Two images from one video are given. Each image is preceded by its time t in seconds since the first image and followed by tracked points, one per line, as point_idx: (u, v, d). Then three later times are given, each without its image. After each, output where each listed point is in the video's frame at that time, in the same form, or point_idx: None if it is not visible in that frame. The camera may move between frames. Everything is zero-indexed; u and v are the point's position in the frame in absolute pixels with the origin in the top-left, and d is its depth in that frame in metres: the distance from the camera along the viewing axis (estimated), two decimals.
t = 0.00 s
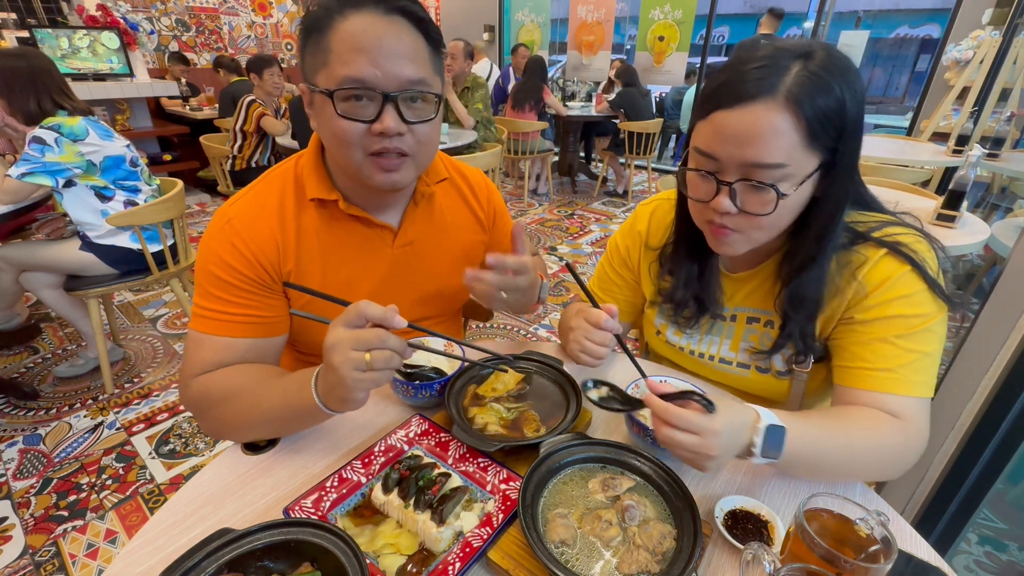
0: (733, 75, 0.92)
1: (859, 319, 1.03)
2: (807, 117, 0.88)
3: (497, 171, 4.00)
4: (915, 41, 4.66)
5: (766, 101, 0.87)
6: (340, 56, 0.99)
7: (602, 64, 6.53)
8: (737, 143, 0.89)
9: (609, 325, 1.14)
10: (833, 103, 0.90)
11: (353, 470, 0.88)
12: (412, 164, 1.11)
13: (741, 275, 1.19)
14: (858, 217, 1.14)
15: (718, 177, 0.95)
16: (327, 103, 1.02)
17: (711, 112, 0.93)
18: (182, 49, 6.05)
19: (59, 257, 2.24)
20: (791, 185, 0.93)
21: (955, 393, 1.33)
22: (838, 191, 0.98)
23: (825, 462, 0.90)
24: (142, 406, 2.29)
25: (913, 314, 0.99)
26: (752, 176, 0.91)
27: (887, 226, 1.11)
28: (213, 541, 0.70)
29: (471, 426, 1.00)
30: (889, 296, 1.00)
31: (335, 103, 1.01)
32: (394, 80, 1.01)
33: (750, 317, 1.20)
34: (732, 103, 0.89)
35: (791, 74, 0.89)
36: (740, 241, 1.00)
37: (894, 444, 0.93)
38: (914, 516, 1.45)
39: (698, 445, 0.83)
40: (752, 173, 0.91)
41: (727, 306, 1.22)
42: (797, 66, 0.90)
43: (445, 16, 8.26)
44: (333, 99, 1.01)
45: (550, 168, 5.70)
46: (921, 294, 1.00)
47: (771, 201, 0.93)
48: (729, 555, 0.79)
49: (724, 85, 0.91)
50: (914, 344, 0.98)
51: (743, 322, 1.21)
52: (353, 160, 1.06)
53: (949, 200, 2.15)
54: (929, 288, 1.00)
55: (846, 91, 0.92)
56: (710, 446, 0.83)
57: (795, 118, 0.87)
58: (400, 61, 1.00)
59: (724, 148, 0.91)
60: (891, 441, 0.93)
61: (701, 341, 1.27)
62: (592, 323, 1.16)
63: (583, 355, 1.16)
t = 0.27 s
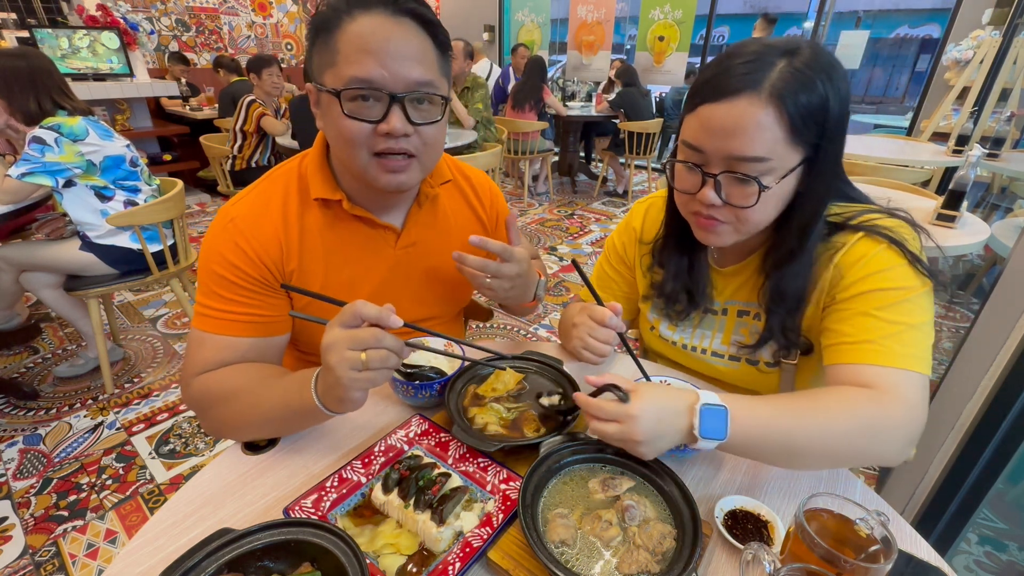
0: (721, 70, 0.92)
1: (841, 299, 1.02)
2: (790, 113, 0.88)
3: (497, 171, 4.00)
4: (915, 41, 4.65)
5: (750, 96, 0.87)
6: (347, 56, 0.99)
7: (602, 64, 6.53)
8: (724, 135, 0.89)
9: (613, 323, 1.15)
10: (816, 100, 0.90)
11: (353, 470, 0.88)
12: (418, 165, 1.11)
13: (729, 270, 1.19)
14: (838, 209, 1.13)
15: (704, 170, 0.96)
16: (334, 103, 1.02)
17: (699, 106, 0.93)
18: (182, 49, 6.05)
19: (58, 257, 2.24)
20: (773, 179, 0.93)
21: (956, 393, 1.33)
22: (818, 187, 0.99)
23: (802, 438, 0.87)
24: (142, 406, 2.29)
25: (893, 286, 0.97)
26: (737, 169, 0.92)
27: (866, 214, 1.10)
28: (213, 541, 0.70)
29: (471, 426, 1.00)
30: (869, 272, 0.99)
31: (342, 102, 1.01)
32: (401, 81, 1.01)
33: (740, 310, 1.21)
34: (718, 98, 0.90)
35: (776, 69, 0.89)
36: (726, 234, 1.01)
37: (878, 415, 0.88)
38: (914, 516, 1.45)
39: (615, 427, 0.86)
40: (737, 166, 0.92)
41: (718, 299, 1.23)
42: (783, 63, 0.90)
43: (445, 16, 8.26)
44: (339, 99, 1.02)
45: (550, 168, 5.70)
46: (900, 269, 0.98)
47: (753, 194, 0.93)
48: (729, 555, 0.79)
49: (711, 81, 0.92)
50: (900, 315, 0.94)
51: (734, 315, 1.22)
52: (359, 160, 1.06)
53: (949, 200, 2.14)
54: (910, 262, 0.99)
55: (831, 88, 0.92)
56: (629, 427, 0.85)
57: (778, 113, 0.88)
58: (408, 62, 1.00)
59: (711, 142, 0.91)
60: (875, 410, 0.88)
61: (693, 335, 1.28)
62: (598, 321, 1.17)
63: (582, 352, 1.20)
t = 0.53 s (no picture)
0: (712, 68, 0.92)
1: (829, 292, 1.02)
2: (779, 111, 0.88)
3: (497, 171, 4.00)
4: (915, 41, 4.65)
5: (741, 95, 0.87)
6: (347, 57, 0.99)
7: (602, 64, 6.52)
8: (714, 134, 0.90)
9: (613, 324, 1.15)
10: (804, 100, 0.90)
11: (353, 470, 0.88)
12: (418, 165, 1.11)
13: (722, 267, 1.19)
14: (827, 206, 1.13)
15: (695, 169, 0.96)
16: (333, 104, 1.02)
17: (690, 105, 0.93)
18: (182, 49, 6.05)
19: (58, 257, 2.24)
20: (763, 177, 0.93)
21: (956, 393, 1.33)
22: (808, 185, 0.98)
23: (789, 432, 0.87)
24: (142, 406, 2.29)
25: (882, 278, 0.97)
26: (727, 168, 0.92)
27: (854, 209, 1.10)
28: (213, 541, 0.70)
29: (471, 426, 1.00)
30: (856, 265, 0.99)
31: (341, 103, 1.01)
32: (401, 82, 1.01)
33: (733, 307, 1.21)
34: (708, 96, 0.90)
35: (765, 69, 0.89)
36: (717, 233, 1.01)
37: (866, 404, 0.88)
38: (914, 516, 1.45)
39: (600, 430, 0.85)
40: (728, 165, 0.92)
41: (711, 297, 1.23)
42: (772, 62, 0.90)
43: (445, 17, 8.26)
44: (339, 100, 1.01)
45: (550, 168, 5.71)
46: (888, 261, 0.98)
47: (744, 192, 0.93)
48: (729, 555, 0.79)
49: (702, 80, 0.92)
50: (887, 307, 0.94)
51: (728, 312, 1.22)
52: (359, 161, 1.06)
53: (949, 200, 2.14)
54: (897, 254, 0.99)
55: (820, 87, 0.92)
56: (612, 428, 0.85)
57: (768, 112, 0.88)
58: (407, 63, 0.99)
59: (702, 141, 0.91)
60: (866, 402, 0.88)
61: (688, 332, 1.28)
62: (598, 322, 1.17)
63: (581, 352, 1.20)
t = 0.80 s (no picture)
0: (709, 70, 0.92)
1: (826, 292, 1.02)
2: (777, 114, 0.88)
3: (497, 171, 4.00)
4: (915, 41, 4.65)
5: (739, 97, 0.87)
6: (344, 57, 0.98)
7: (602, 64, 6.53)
8: (712, 137, 0.90)
9: (617, 312, 1.18)
10: (802, 101, 0.90)
11: (353, 470, 0.88)
12: (416, 165, 1.11)
13: (719, 268, 1.20)
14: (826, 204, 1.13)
15: (693, 171, 0.96)
16: (331, 104, 1.02)
17: (688, 107, 0.93)
18: (182, 49, 6.05)
19: (58, 257, 2.24)
20: (761, 179, 0.93)
21: (956, 393, 1.33)
22: (807, 186, 0.99)
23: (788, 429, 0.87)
24: (142, 406, 2.29)
25: (877, 276, 0.97)
26: (726, 170, 0.92)
27: (851, 208, 1.10)
28: (213, 541, 0.70)
29: (471, 425, 1.00)
30: (852, 264, 1.00)
31: (339, 104, 1.01)
32: (399, 82, 1.01)
33: (732, 307, 1.21)
34: (706, 98, 0.90)
35: (763, 71, 0.89)
36: (715, 234, 1.01)
37: (864, 403, 0.88)
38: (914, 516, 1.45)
39: (597, 428, 0.86)
40: (726, 167, 0.92)
41: (709, 298, 1.24)
42: (769, 64, 0.90)
43: (445, 17, 8.27)
44: (336, 100, 1.01)
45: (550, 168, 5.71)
46: (885, 260, 0.98)
47: (742, 195, 0.93)
48: (729, 555, 0.79)
49: (699, 82, 0.92)
50: (884, 306, 0.94)
51: (726, 313, 1.22)
52: (357, 160, 1.06)
53: (949, 200, 2.14)
54: (893, 252, 0.98)
55: (819, 90, 0.92)
56: (609, 428, 0.85)
57: (766, 115, 0.88)
58: (404, 63, 1.00)
59: (699, 142, 0.92)
60: (863, 400, 0.88)
61: (686, 332, 1.28)
62: (602, 310, 1.20)
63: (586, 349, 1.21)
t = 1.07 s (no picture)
0: (711, 74, 0.92)
1: (827, 292, 1.02)
2: (778, 119, 0.88)
3: (497, 171, 4.00)
4: (915, 41, 4.65)
5: (740, 102, 0.87)
6: (347, 57, 0.99)
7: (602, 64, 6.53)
8: (711, 142, 0.90)
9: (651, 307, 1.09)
10: (804, 106, 0.90)
11: (353, 470, 0.88)
12: (418, 165, 1.11)
13: (719, 269, 1.19)
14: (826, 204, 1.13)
15: (693, 175, 0.96)
16: (333, 105, 1.02)
17: (688, 110, 0.93)
18: (182, 49, 6.05)
19: (58, 257, 2.24)
20: (761, 185, 0.93)
21: (956, 393, 1.33)
22: (809, 190, 0.98)
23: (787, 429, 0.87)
24: (142, 406, 2.29)
25: (878, 276, 0.97)
26: (726, 175, 0.92)
27: (852, 208, 1.10)
28: (213, 541, 0.70)
29: (471, 426, 1.00)
30: (853, 265, 0.99)
31: (342, 104, 1.01)
32: (401, 82, 1.01)
33: (731, 308, 1.22)
34: (707, 102, 0.90)
35: (765, 75, 0.89)
36: (714, 237, 1.01)
37: (864, 403, 0.88)
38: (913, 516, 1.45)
39: (598, 434, 0.86)
40: (726, 172, 0.92)
41: (709, 299, 1.24)
42: (772, 68, 0.90)
43: (445, 17, 8.27)
44: (339, 100, 1.01)
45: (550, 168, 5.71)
46: (885, 260, 0.98)
47: (741, 200, 0.93)
48: (729, 555, 0.79)
49: (701, 84, 0.92)
50: (884, 307, 0.94)
51: (725, 313, 1.23)
52: (360, 161, 1.06)
53: (949, 200, 2.14)
54: (893, 253, 0.98)
55: (821, 94, 0.92)
56: (609, 434, 0.84)
57: (767, 120, 0.88)
58: (406, 63, 1.00)
59: (698, 145, 0.92)
60: (863, 400, 0.88)
61: (686, 334, 1.29)
62: (634, 303, 1.10)
63: (590, 348, 1.23)
